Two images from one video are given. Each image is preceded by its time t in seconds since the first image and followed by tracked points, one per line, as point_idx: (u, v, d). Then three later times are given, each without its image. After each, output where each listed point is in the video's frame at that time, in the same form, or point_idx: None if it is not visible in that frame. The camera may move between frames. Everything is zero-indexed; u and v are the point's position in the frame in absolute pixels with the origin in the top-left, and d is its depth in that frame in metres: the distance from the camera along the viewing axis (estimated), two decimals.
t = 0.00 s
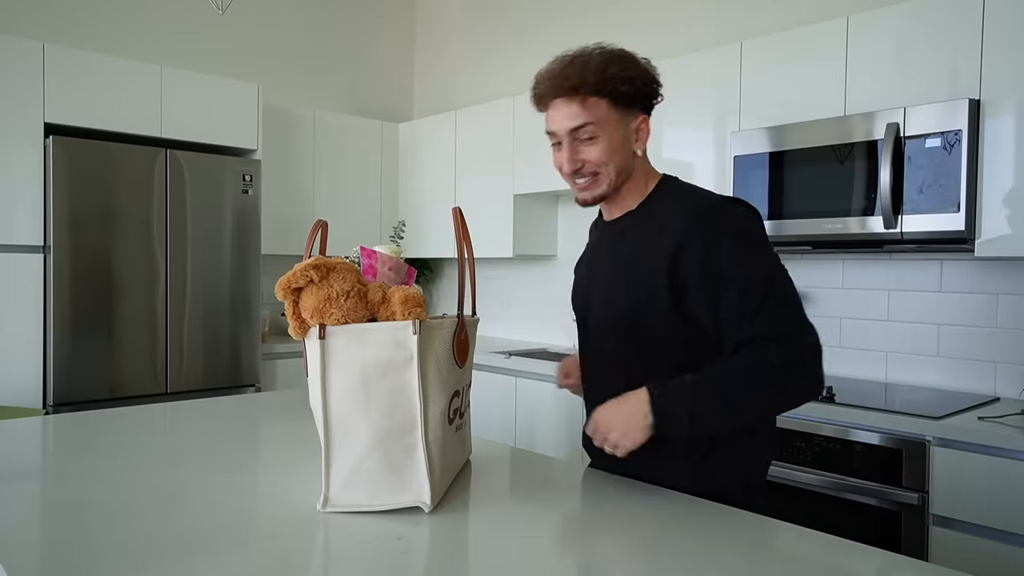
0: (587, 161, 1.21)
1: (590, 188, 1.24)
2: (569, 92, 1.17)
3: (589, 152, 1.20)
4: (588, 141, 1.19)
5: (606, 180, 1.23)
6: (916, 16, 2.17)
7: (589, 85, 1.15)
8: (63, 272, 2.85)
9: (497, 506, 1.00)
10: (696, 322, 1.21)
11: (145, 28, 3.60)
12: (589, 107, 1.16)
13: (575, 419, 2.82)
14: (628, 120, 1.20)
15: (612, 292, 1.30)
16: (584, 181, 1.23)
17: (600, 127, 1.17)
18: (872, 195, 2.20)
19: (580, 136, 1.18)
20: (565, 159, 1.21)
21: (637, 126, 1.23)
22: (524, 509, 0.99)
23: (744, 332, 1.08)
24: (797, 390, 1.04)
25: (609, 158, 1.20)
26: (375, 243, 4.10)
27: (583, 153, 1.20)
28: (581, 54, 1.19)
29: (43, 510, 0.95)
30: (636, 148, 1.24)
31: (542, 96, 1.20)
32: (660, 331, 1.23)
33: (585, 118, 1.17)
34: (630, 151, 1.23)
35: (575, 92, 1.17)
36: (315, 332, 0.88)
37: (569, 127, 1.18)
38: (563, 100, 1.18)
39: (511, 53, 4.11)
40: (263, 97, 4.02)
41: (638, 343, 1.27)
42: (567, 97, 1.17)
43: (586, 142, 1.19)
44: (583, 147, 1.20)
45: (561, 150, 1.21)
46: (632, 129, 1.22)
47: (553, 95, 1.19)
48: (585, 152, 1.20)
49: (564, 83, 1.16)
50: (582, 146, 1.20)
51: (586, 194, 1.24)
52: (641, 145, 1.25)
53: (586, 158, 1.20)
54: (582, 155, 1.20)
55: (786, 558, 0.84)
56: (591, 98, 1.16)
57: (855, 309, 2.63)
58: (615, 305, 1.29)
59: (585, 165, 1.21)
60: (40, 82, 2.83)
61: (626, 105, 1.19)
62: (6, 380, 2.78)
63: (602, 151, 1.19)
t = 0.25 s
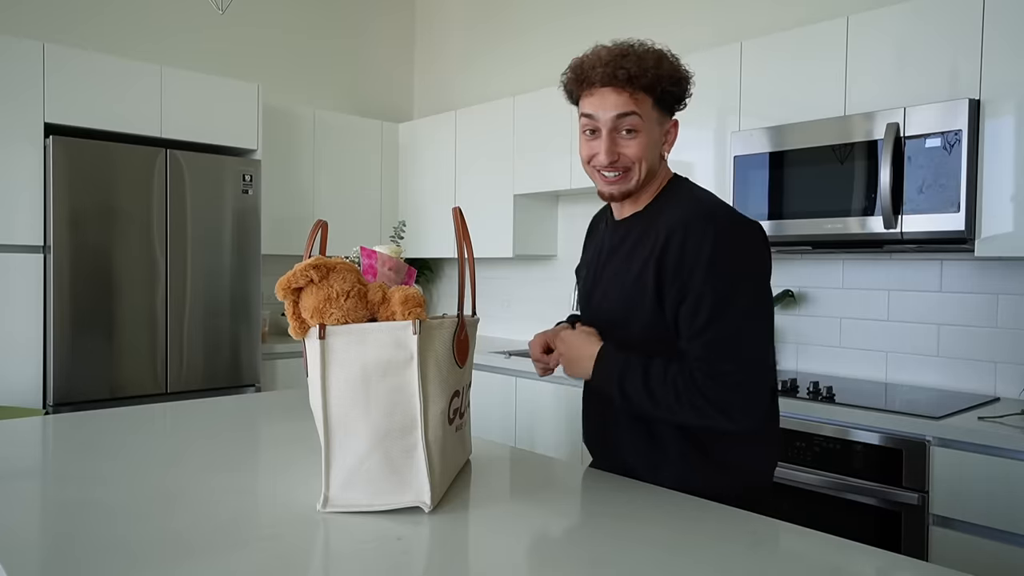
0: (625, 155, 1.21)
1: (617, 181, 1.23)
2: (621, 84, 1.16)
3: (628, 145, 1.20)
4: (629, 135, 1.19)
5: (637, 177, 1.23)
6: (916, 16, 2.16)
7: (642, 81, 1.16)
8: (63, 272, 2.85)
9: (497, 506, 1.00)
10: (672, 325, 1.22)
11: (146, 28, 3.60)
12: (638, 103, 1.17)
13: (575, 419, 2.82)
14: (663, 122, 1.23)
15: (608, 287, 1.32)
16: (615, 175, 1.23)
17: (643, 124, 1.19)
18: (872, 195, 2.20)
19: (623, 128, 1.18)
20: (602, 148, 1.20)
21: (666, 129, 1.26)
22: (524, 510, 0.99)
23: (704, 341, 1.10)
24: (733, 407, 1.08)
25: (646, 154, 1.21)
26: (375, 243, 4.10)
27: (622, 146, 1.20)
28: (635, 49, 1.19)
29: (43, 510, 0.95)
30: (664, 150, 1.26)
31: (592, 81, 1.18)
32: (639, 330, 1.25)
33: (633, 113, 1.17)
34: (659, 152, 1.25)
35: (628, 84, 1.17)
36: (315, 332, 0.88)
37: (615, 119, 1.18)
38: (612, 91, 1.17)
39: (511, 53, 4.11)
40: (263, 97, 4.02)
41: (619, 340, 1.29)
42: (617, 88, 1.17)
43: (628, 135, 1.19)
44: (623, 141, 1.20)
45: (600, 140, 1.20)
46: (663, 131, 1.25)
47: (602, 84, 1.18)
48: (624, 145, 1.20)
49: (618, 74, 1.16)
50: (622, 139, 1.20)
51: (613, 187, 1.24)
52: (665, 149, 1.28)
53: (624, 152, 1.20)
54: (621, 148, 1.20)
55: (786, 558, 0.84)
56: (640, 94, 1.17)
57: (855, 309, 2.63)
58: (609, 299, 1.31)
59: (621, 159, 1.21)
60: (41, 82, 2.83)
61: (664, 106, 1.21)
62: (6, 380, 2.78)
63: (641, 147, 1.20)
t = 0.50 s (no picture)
0: (619, 158, 1.20)
1: (609, 184, 1.23)
2: (624, 91, 1.16)
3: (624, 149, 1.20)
4: (627, 141, 1.19)
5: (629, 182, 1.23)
6: (916, 16, 2.16)
7: (645, 90, 1.17)
8: (63, 272, 2.85)
9: (496, 506, 1.00)
10: (678, 326, 1.25)
11: (146, 28, 3.60)
12: (638, 110, 1.18)
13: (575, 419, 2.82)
14: (660, 131, 1.24)
15: (601, 289, 1.32)
16: (608, 178, 1.23)
17: (641, 131, 1.19)
18: (872, 195, 2.20)
19: (621, 134, 1.18)
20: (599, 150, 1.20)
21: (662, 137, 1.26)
22: (524, 510, 0.99)
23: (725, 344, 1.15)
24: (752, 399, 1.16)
25: (641, 160, 1.21)
26: (375, 243, 4.10)
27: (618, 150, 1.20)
28: (640, 57, 1.19)
29: (43, 511, 0.95)
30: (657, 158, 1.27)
31: (596, 83, 1.18)
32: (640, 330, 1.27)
33: (633, 120, 1.18)
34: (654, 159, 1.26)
35: (631, 93, 1.17)
36: (315, 332, 0.88)
37: (614, 124, 1.18)
38: (614, 96, 1.17)
39: (511, 53, 4.11)
40: (263, 97, 4.02)
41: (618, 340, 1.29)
42: (620, 94, 1.17)
43: (624, 140, 1.19)
44: (620, 144, 1.19)
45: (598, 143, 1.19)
46: (659, 140, 1.25)
47: (605, 87, 1.17)
48: (620, 148, 1.20)
49: (623, 81, 1.16)
50: (619, 142, 1.19)
51: (604, 189, 1.24)
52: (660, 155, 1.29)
53: (619, 156, 1.20)
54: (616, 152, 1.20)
55: (785, 558, 0.84)
56: (641, 102, 1.18)
57: (855, 309, 2.63)
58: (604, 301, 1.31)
59: (616, 163, 1.21)
60: (41, 82, 2.83)
61: (661, 116, 1.22)
62: (6, 380, 2.78)
63: (636, 154, 1.20)
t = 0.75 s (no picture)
0: (596, 173, 1.24)
1: (588, 197, 1.28)
2: (599, 108, 1.20)
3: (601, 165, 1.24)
4: (603, 156, 1.23)
5: (608, 195, 1.27)
6: (917, 17, 2.16)
7: (619, 107, 1.20)
8: (63, 272, 2.85)
9: (495, 506, 1.00)
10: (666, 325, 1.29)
11: (146, 28, 3.59)
12: (612, 126, 1.21)
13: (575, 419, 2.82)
14: (637, 144, 1.27)
15: (593, 290, 1.36)
16: (587, 191, 1.27)
17: (616, 146, 1.22)
18: (872, 195, 2.20)
19: (597, 150, 1.22)
20: (576, 164, 1.24)
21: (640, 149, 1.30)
22: (524, 509, 0.99)
23: (713, 345, 1.18)
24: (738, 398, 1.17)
25: (618, 173, 1.24)
26: (375, 243, 4.10)
27: (595, 165, 1.24)
28: (615, 74, 1.22)
29: (44, 511, 0.95)
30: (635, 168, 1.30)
31: (571, 102, 1.22)
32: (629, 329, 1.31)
33: (607, 137, 1.21)
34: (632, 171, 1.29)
35: (605, 111, 1.20)
36: (315, 332, 0.88)
37: (590, 141, 1.21)
38: (589, 114, 1.21)
39: (512, 54, 4.11)
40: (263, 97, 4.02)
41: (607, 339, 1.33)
42: (594, 112, 1.20)
43: (600, 156, 1.23)
44: (596, 160, 1.23)
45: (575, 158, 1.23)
46: (637, 152, 1.28)
47: (581, 105, 1.21)
48: (596, 164, 1.24)
49: (597, 99, 1.20)
50: (596, 158, 1.23)
51: (584, 202, 1.28)
52: (640, 165, 1.32)
53: (596, 171, 1.24)
54: (593, 167, 1.24)
55: (785, 558, 0.84)
56: (615, 119, 1.21)
57: (855, 309, 2.63)
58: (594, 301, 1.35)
59: (594, 177, 1.25)
60: (41, 82, 2.83)
61: (637, 130, 1.25)
62: (6, 381, 2.78)
63: (612, 168, 1.24)
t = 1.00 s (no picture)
0: (588, 182, 1.24)
1: (579, 203, 1.27)
2: (595, 119, 1.19)
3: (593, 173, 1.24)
4: (597, 165, 1.23)
5: (598, 202, 1.27)
6: (917, 17, 2.16)
7: (614, 119, 1.19)
8: (63, 272, 2.85)
9: (495, 506, 1.00)
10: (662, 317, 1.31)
11: (146, 29, 3.59)
12: (607, 137, 1.21)
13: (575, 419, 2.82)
14: (629, 154, 1.27)
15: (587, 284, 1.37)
16: (579, 199, 1.27)
17: (609, 156, 1.22)
18: (872, 195, 2.20)
19: (591, 159, 1.22)
20: (570, 171, 1.23)
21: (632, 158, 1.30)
22: (524, 510, 0.99)
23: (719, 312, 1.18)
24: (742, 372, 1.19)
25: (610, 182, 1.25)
26: (375, 243, 4.10)
27: (587, 174, 1.23)
28: (611, 86, 1.22)
29: (44, 511, 0.95)
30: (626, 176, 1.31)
31: (568, 111, 1.21)
32: (626, 323, 1.32)
33: (602, 147, 1.21)
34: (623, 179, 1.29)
35: (601, 122, 1.20)
36: (315, 333, 0.88)
37: (584, 151, 1.21)
38: (585, 123, 1.20)
39: (512, 54, 4.11)
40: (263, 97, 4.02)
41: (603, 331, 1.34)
42: (590, 122, 1.20)
43: (593, 165, 1.23)
44: (589, 168, 1.23)
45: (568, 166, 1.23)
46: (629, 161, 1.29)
47: (577, 115, 1.21)
48: (589, 172, 1.23)
49: (593, 110, 1.19)
50: (588, 167, 1.23)
51: (574, 208, 1.28)
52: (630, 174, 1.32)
53: (587, 180, 1.24)
54: (585, 176, 1.24)
55: (785, 558, 0.84)
56: (610, 130, 1.20)
57: (855, 309, 2.63)
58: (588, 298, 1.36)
59: (586, 185, 1.24)
60: (41, 82, 2.83)
61: (631, 141, 1.25)
62: (6, 381, 2.78)
63: (605, 177, 1.24)
